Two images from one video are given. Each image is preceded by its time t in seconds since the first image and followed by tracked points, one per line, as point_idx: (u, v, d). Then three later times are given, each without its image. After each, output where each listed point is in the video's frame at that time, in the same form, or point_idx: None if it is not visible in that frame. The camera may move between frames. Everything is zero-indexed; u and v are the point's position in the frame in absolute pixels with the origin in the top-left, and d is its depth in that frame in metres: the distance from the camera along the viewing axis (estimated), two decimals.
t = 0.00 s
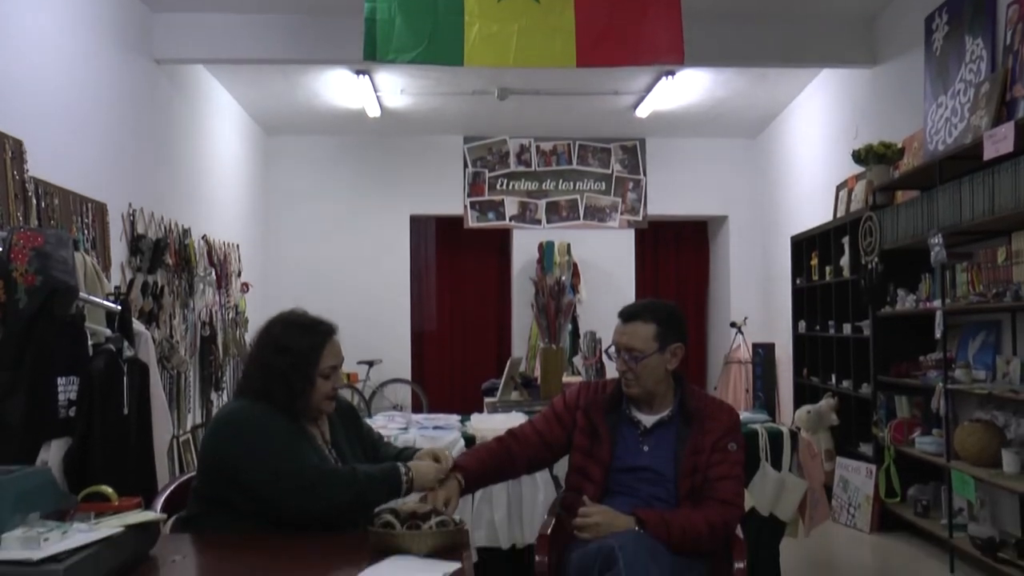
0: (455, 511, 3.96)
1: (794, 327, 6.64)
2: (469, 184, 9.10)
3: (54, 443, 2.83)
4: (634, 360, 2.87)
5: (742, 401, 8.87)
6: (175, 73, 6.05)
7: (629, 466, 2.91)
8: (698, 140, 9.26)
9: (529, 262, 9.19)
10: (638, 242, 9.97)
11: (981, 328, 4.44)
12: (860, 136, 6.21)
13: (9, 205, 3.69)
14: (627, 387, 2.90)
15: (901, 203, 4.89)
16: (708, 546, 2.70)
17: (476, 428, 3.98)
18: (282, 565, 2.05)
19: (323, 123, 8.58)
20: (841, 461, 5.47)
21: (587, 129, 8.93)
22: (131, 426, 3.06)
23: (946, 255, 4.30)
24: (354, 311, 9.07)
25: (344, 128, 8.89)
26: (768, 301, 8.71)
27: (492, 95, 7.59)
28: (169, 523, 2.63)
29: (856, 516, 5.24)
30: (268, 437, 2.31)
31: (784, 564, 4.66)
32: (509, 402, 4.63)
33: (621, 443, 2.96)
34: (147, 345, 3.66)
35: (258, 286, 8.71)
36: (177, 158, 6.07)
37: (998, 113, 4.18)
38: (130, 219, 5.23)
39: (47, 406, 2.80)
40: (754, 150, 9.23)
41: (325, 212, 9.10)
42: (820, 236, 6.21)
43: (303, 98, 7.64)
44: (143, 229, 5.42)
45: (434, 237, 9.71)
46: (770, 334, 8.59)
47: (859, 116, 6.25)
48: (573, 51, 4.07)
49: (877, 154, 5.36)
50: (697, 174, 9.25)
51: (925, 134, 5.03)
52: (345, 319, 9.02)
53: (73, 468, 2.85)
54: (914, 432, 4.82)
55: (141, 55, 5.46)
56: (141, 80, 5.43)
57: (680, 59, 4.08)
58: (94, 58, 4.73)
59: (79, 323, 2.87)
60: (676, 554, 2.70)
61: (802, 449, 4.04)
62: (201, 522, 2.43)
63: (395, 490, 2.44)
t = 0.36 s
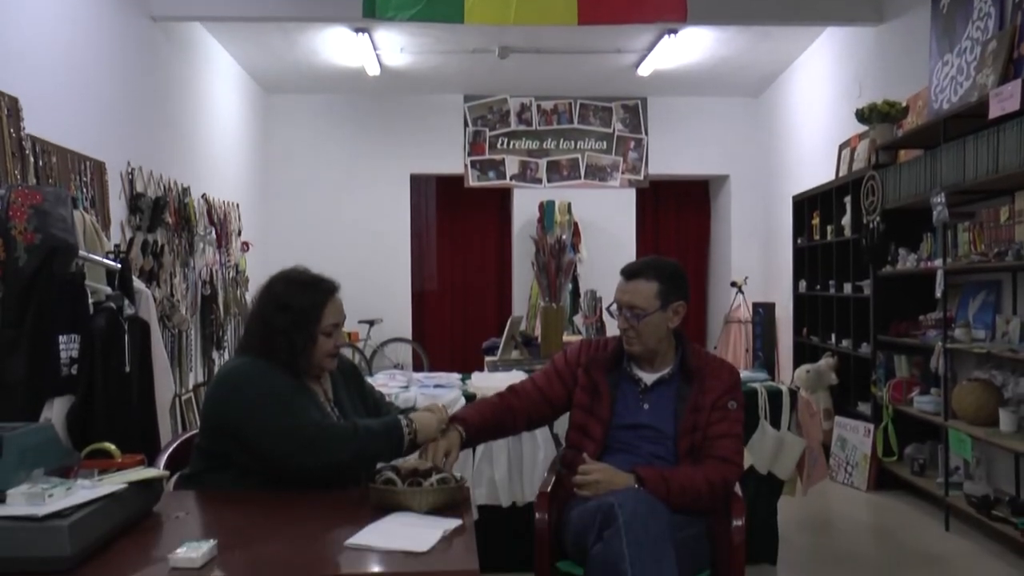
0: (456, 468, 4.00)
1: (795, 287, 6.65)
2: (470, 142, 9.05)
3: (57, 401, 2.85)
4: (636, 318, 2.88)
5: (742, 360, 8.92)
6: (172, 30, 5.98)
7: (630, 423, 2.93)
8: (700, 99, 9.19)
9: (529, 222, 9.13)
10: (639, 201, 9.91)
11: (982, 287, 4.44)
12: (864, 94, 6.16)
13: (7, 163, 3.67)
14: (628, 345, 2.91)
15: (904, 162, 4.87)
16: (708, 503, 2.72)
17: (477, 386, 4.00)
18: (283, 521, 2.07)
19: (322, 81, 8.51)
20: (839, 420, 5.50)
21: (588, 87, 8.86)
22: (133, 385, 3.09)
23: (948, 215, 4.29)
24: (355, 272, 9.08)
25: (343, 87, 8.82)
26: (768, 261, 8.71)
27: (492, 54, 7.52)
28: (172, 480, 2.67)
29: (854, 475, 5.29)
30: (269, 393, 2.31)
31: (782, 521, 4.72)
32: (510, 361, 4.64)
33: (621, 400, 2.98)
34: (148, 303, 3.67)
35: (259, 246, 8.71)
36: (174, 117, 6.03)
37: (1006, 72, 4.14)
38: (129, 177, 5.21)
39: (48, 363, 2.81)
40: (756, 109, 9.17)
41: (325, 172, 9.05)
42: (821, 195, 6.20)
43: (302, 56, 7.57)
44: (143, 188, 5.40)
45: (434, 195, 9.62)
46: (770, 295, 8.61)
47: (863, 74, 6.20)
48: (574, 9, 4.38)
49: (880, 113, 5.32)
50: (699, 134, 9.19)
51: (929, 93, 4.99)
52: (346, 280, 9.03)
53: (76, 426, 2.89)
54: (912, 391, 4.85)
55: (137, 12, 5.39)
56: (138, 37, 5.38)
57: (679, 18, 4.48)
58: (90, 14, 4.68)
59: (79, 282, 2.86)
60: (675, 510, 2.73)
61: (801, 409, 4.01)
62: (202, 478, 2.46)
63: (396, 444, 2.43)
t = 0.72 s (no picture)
0: (458, 430, 4.03)
1: (797, 252, 6.64)
2: (471, 106, 9.00)
3: (60, 363, 2.86)
4: (638, 282, 2.88)
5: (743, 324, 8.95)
6: None
7: (630, 386, 2.94)
8: (704, 63, 9.12)
9: (530, 186, 9.03)
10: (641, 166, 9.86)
11: (984, 251, 4.43)
12: (870, 57, 6.11)
13: (6, 127, 3.65)
14: (629, 308, 2.91)
15: (908, 125, 4.84)
16: (708, 465, 2.73)
17: (478, 349, 4.01)
18: (285, 483, 2.07)
19: (322, 45, 8.45)
20: (839, 384, 5.54)
21: (590, 51, 8.79)
22: (135, 347, 3.12)
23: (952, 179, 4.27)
24: (356, 237, 9.08)
25: (344, 50, 8.75)
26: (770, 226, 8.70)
27: (494, 17, 7.45)
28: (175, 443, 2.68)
29: (853, 439, 5.31)
30: (271, 352, 2.30)
31: (782, 484, 4.76)
32: (512, 325, 4.64)
33: (621, 363, 2.98)
34: (150, 267, 3.66)
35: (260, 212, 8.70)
36: (173, 80, 5.98)
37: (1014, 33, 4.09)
38: (129, 140, 5.18)
39: (52, 325, 2.81)
40: (760, 73, 9.10)
41: (325, 138, 9.00)
42: (825, 158, 6.17)
43: (302, 19, 7.50)
44: (143, 151, 5.38)
45: (436, 159, 9.59)
46: (772, 260, 8.61)
47: (869, 37, 6.14)
48: None
49: (885, 76, 5.27)
50: (702, 98, 9.12)
51: (935, 55, 4.94)
52: (348, 246, 9.02)
53: (80, 388, 2.90)
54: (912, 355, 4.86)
55: None
56: None
57: None
58: None
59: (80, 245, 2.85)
60: (676, 473, 2.75)
61: (801, 371, 4.02)
62: (207, 441, 2.47)
63: (411, 395, 2.38)
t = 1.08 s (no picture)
0: (459, 397, 4.05)
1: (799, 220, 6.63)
2: (472, 73, 8.94)
3: (61, 330, 2.87)
4: (639, 249, 2.87)
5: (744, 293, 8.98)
6: None
7: (631, 352, 2.95)
8: (707, 31, 9.04)
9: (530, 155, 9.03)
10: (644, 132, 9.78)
11: (987, 219, 4.42)
12: (875, 26, 6.06)
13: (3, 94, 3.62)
14: (630, 275, 2.90)
15: (913, 92, 4.81)
16: (708, 433, 2.75)
17: (479, 316, 4.02)
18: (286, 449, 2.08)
19: (322, 12, 8.37)
20: (839, 352, 5.56)
21: (592, 18, 8.72)
22: (135, 315, 3.12)
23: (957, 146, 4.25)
24: (357, 207, 9.07)
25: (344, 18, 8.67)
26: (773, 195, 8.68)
27: None
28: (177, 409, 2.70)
29: (853, 407, 5.32)
30: (273, 320, 2.30)
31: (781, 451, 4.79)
32: (512, 293, 4.65)
33: (622, 330, 2.98)
34: (150, 235, 3.65)
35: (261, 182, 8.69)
36: (171, 46, 5.93)
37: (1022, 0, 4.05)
38: (128, 107, 5.16)
39: (52, 293, 2.81)
40: (763, 41, 9.02)
41: (325, 107, 8.96)
42: (828, 125, 6.14)
43: None
44: (141, 118, 5.35)
45: (437, 127, 9.53)
46: (774, 230, 8.60)
47: (874, 4, 6.08)
48: None
49: (890, 43, 5.23)
50: (704, 67, 9.06)
51: (941, 22, 4.88)
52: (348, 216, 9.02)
53: (81, 355, 2.91)
54: (913, 323, 4.86)
55: None
56: None
57: None
58: None
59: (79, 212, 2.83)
60: (675, 440, 2.76)
61: (801, 339, 4.02)
62: (209, 406, 2.48)
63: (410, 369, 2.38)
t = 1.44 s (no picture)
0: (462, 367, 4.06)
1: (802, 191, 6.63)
2: (475, 45, 8.87)
3: (64, 300, 2.86)
4: (641, 220, 2.86)
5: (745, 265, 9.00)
6: None
7: (633, 323, 2.95)
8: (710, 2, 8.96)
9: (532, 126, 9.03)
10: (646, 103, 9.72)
11: (991, 191, 4.41)
12: None
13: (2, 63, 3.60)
14: (632, 245, 2.89)
15: (918, 63, 4.78)
16: (709, 404, 2.75)
17: (481, 287, 4.02)
18: (288, 420, 2.09)
19: None
20: (841, 324, 5.56)
21: None
22: (138, 285, 3.11)
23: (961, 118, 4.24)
24: (359, 180, 9.06)
25: None
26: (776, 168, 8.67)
27: None
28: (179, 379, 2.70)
29: (853, 378, 5.33)
30: (276, 290, 2.30)
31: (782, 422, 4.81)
32: (514, 264, 4.64)
33: (625, 301, 2.98)
34: (151, 205, 3.65)
35: (263, 154, 8.67)
36: (170, 16, 5.87)
37: None
38: (127, 78, 5.13)
39: (55, 264, 2.80)
40: (767, 13, 8.95)
41: (325, 79, 8.91)
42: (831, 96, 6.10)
43: None
44: (141, 89, 5.32)
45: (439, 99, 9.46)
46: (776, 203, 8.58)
47: None
48: None
49: (896, 14, 5.19)
50: (707, 38, 9.00)
51: None
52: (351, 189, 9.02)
53: (84, 326, 2.91)
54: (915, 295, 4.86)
55: None
56: None
57: None
58: None
59: (80, 183, 2.81)
60: (677, 411, 2.77)
61: (804, 311, 4.04)
62: (212, 375, 2.49)
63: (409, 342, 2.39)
